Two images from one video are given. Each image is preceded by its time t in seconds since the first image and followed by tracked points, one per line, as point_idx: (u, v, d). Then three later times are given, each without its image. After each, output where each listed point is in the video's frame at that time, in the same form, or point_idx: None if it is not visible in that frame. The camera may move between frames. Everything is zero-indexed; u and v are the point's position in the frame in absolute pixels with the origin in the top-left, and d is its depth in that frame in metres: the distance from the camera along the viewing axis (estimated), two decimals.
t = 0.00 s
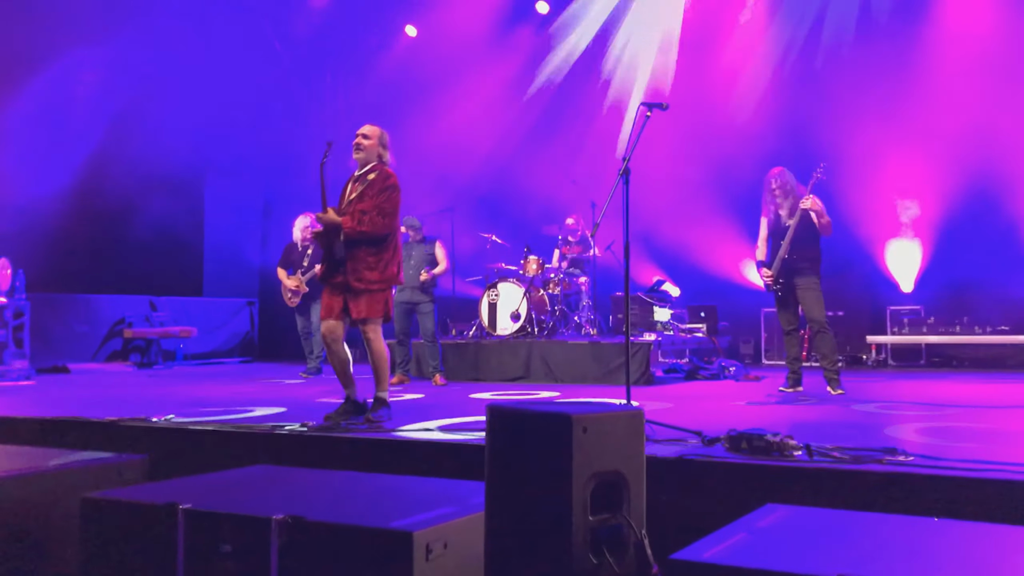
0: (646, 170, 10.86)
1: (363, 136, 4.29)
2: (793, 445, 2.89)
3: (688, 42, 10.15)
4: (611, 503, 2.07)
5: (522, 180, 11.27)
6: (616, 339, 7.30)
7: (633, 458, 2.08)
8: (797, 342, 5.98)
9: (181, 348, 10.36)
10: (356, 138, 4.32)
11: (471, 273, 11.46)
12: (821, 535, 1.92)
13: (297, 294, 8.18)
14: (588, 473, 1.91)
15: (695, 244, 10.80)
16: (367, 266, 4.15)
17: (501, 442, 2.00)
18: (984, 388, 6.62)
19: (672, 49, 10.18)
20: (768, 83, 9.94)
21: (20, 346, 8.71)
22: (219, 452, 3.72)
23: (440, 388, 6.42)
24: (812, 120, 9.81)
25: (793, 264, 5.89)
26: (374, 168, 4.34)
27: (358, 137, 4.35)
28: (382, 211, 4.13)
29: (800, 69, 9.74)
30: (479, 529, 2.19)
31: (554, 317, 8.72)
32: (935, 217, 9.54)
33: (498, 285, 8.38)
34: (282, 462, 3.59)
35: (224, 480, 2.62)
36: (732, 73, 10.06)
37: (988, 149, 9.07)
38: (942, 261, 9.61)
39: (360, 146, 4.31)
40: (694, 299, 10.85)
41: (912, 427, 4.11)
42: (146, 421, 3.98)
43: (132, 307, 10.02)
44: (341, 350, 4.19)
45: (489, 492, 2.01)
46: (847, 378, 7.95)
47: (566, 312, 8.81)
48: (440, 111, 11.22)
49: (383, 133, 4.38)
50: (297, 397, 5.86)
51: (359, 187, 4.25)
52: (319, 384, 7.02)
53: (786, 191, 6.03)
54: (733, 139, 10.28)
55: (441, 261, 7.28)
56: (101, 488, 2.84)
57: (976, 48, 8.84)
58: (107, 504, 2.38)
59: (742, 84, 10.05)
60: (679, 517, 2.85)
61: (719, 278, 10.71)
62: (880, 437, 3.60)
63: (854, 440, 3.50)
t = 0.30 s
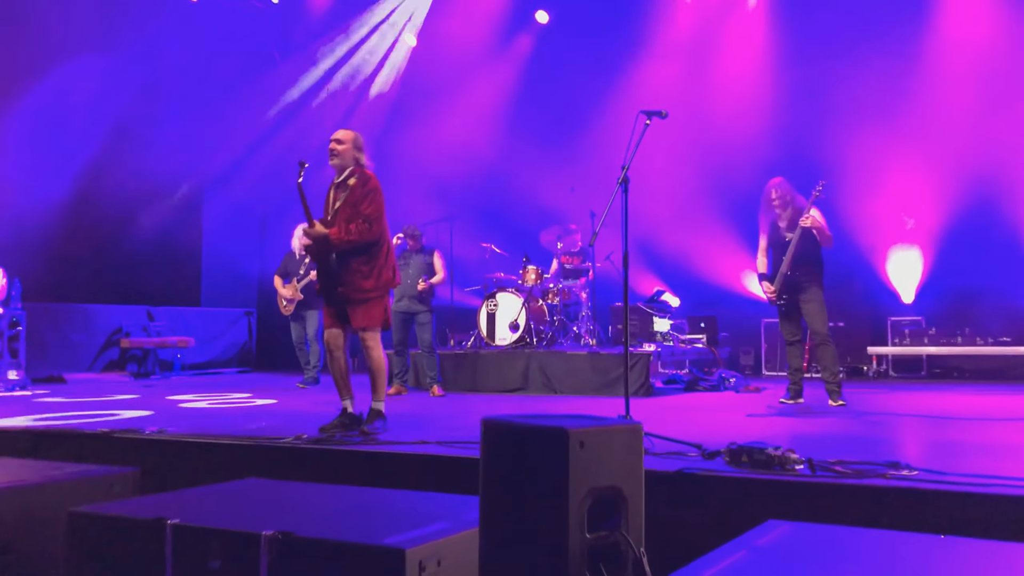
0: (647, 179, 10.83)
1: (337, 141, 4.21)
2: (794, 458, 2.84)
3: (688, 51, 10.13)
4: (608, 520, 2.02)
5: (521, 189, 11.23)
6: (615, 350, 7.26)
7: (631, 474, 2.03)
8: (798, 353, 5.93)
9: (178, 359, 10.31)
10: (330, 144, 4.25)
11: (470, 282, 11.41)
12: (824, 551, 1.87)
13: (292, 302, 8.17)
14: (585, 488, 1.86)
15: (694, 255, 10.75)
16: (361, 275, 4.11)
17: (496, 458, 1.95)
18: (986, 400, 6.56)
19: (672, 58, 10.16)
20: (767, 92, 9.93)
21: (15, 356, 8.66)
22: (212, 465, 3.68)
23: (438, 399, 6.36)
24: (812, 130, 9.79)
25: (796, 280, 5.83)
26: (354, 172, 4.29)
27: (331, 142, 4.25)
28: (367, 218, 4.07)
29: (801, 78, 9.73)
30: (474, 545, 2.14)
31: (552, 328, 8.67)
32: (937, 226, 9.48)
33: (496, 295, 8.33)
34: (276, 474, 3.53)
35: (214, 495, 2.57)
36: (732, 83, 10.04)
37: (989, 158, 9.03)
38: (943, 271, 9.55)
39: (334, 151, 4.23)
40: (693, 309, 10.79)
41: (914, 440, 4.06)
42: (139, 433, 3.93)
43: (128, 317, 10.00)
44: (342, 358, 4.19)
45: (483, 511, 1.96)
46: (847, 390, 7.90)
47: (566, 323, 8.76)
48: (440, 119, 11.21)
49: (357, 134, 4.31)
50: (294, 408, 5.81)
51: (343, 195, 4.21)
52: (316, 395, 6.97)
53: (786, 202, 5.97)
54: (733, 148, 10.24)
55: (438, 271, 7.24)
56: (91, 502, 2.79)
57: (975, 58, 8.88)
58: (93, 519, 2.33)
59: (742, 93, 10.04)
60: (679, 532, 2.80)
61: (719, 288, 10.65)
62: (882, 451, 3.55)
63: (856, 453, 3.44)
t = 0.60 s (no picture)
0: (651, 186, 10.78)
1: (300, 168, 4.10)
2: (802, 470, 2.77)
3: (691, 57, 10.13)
4: (609, 535, 1.95)
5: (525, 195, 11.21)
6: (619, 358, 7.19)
7: (633, 487, 1.96)
8: (804, 361, 5.87)
9: (178, 366, 10.34)
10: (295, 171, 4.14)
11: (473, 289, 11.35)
12: (833, 566, 1.79)
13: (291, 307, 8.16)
14: (585, 502, 1.79)
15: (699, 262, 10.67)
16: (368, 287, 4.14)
17: (494, 469, 1.89)
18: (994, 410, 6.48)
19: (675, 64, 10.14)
20: (771, 98, 9.91)
21: (15, 363, 8.61)
22: (207, 475, 3.61)
23: (440, 408, 6.31)
24: (817, 136, 9.75)
25: (799, 285, 5.77)
26: (329, 188, 4.21)
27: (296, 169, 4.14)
28: (355, 235, 4.05)
29: (805, 83, 9.72)
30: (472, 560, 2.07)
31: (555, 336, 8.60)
32: (943, 234, 9.39)
33: (498, 302, 8.29)
34: (274, 484, 3.47)
35: (207, 506, 2.51)
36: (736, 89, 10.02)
37: (995, 164, 8.97)
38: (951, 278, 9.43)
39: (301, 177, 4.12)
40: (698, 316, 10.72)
41: (922, 451, 3.99)
42: (134, 442, 3.87)
43: (130, 324, 9.98)
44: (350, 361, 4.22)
45: (480, 525, 1.90)
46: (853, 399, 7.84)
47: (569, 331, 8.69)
48: (444, 125, 11.20)
49: (315, 149, 4.18)
50: (293, 416, 5.76)
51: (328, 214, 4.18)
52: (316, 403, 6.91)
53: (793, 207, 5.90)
54: (738, 155, 10.19)
55: (441, 279, 7.19)
56: (84, 512, 2.73)
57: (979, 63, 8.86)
58: (80, 531, 2.26)
59: (746, 99, 10.02)
60: (683, 546, 2.73)
61: (724, 295, 10.57)
62: (889, 461, 3.49)
63: (863, 464, 3.38)
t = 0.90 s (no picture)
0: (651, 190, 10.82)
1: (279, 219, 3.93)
2: (802, 479, 2.71)
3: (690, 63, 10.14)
4: (607, 547, 1.90)
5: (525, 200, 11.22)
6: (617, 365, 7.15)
7: (631, 498, 1.90)
8: (803, 368, 5.82)
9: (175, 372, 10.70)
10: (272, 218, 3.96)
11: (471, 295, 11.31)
12: None
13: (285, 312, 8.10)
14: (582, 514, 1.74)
15: (698, 268, 10.62)
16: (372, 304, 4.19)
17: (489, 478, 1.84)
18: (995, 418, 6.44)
19: (673, 70, 10.13)
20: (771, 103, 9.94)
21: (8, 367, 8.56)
22: (198, 482, 3.57)
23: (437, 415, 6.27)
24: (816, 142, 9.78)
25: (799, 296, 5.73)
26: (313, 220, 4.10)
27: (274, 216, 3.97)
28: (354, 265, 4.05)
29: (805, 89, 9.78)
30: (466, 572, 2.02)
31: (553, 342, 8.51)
32: (941, 239, 9.28)
33: (495, 308, 8.26)
34: (266, 492, 3.43)
35: (198, 517, 2.44)
36: (734, 94, 10.00)
37: (995, 166, 8.90)
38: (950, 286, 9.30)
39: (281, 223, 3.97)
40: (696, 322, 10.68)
41: (924, 458, 3.95)
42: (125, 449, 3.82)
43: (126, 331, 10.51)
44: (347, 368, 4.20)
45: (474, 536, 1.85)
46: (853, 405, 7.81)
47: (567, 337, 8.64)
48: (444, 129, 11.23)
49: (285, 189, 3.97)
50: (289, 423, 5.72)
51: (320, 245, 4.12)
52: (312, 410, 6.87)
53: (792, 215, 5.85)
54: (737, 160, 10.22)
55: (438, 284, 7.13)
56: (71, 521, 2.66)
57: (977, 67, 8.89)
58: (65, 541, 2.21)
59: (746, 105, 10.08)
60: (682, 557, 2.68)
61: (722, 301, 10.52)
62: (891, 469, 3.44)
63: (865, 472, 3.34)
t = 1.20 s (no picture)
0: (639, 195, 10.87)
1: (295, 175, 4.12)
2: (792, 487, 2.73)
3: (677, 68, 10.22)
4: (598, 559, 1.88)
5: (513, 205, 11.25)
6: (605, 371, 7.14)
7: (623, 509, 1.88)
8: (793, 374, 5.83)
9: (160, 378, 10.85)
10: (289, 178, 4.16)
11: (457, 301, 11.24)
12: None
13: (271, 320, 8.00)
14: (573, 525, 1.71)
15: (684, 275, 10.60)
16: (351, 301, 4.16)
17: (479, 489, 1.81)
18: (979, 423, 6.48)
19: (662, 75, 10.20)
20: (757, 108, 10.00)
21: None
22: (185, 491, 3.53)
23: (425, 422, 6.26)
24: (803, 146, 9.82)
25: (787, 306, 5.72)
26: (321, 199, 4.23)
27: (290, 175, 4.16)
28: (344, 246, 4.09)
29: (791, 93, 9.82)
30: None
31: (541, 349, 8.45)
32: (927, 244, 9.32)
33: (482, 314, 8.23)
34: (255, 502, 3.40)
35: (179, 526, 2.43)
36: (724, 101, 10.05)
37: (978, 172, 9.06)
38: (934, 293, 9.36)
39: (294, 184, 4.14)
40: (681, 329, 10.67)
41: (911, 465, 3.96)
42: (109, 459, 3.78)
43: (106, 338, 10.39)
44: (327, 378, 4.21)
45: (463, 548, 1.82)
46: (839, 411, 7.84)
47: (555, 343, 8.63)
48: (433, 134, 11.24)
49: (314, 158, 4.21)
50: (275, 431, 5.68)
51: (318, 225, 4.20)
52: (300, 418, 6.83)
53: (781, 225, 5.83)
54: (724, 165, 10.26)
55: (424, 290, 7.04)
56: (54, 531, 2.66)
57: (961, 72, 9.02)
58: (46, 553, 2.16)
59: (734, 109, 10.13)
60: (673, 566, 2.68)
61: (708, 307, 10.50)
62: (879, 476, 3.46)
63: (853, 479, 3.35)
